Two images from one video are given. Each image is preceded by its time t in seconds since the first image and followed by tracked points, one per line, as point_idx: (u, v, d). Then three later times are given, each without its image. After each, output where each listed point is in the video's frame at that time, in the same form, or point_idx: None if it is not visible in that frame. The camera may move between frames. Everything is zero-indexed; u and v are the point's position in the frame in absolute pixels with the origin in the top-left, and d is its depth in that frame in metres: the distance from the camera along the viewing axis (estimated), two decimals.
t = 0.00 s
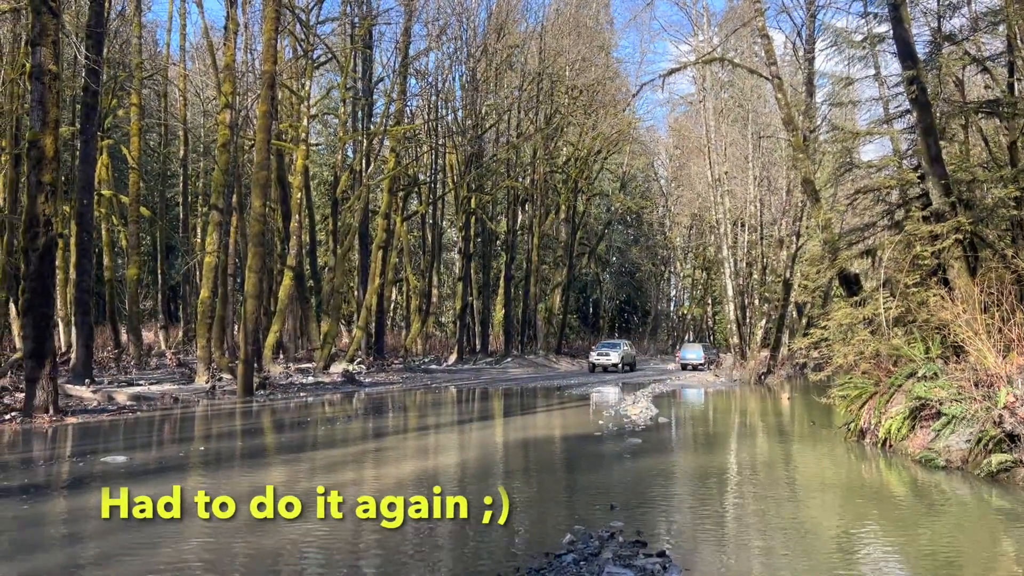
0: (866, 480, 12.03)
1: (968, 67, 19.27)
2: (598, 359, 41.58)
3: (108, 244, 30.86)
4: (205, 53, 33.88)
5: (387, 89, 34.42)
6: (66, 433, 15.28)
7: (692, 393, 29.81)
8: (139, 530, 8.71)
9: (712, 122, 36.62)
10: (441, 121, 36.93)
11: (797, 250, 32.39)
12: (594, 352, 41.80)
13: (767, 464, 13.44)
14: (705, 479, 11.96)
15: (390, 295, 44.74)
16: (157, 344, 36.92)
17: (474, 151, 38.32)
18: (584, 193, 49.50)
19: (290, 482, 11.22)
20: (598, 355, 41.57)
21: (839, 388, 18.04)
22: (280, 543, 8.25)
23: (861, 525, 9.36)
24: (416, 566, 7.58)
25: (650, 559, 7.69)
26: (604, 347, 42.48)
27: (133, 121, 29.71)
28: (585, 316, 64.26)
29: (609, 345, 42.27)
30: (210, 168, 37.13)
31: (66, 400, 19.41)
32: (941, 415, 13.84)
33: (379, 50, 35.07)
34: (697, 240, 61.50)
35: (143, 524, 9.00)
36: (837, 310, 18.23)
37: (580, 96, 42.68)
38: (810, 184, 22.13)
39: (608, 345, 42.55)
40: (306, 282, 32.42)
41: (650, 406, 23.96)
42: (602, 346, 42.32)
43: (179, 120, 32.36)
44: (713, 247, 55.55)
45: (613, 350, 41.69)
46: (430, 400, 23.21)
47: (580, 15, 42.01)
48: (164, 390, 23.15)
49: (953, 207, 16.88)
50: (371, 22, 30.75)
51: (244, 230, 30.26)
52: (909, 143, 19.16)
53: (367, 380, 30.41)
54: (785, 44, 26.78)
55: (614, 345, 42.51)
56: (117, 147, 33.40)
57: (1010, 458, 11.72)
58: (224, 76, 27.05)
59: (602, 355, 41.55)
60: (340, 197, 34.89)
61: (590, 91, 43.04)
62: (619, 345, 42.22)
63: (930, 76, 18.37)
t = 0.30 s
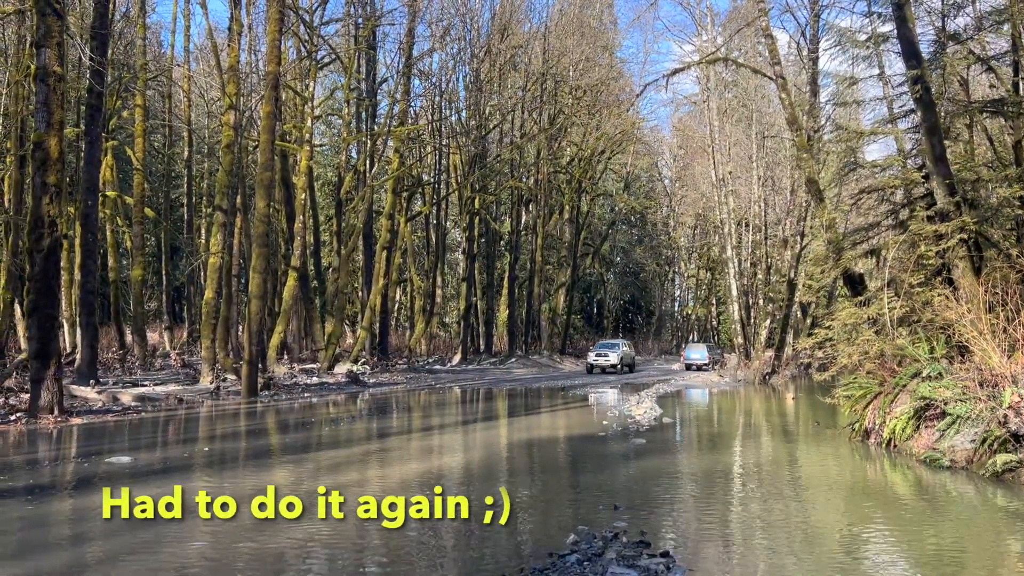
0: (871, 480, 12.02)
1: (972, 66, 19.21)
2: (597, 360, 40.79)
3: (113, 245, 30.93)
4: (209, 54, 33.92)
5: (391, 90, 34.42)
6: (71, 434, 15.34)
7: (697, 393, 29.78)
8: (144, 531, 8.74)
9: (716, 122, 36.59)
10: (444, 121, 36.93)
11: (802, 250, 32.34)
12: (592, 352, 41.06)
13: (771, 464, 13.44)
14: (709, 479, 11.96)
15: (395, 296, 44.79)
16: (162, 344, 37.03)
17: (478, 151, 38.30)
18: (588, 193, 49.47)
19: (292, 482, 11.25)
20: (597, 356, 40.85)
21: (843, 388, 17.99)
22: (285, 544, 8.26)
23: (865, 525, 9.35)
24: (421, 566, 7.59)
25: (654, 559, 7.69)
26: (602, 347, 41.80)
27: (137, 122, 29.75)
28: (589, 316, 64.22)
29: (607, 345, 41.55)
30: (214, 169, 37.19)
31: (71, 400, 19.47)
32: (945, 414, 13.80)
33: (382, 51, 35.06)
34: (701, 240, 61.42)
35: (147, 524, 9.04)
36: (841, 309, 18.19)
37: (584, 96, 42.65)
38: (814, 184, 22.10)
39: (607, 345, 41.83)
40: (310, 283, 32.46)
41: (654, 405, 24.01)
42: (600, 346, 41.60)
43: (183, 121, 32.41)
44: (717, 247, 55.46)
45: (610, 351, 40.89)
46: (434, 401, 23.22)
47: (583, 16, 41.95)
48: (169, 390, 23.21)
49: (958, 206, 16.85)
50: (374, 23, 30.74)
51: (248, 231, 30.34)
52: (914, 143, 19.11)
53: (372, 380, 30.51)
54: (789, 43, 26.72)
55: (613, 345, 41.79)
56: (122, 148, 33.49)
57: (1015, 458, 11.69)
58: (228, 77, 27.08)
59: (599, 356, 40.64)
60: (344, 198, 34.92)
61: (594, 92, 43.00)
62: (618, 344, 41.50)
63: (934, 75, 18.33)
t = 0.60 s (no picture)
0: (875, 480, 12.02)
1: (977, 66, 19.10)
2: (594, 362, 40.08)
3: (117, 246, 30.98)
4: (213, 55, 33.99)
5: (394, 91, 34.42)
6: (76, 434, 15.40)
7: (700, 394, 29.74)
8: (148, 531, 8.76)
9: (720, 122, 36.54)
10: (447, 122, 36.94)
11: (805, 250, 32.30)
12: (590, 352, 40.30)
13: (775, 464, 13.43)
14: (713, 480, 11.97)
15: (398, 296, 44.83)
16: (166, 345, 37.11)
17: (481, 151, 38.26)
18: (591, 193, 49.44)
19: (297, 482, 11.27)
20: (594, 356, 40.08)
21: (847, 388, 17.95)
22: (288, 544, 8.28)
23: (871, 525, 9.34)
24: (424, 566, 7.60)
25: (657, 559, 7.70)
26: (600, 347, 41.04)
27: (141, 123, 29.78)
28: (593, 317, 64.22)
29: (604, 345, 40.79)
30: (217, 170, 37.24)
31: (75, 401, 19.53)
32: (949, 415, 13.77)
33: (386, 51, 35.08)
34: (705, 240, 61.35)
35: (151, 524, 9.06)
36: (845, 310, 18.16)
37: (587, 96, 42.65)
38: (817, 184, 22.07)
39: (604, 345, 41.07)
40: (313, 283, 32.49)
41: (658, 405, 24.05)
42: (598, 346, 40.85)
43: (187, 122, 32.45)
44: (720, 247, 55.37)
45: (608, 351, 40.16)
46: (438, 401, 23.23)
47: (586, 16, 41.90)
48: (173, 391, 23.27)
49: (963, 206, 16.82)
50: (378, 23, 30.76)
51: (252, 231, 30.40)
52: (918, 142, 19.07)
53: (376, 380, 30.63)
54: (792, 43, 26.69)
55: (611, 346, 41.02)
56: (126, 149, 33.54)
57: (1020, 458, 11.66)
58: (231, 78, 27.09)
59: (596, 356, 39.99)
60: (348, 199, 34.97)
61: (597, 92, 42.98)
62: (616, 344, 40.75)
63: (938, 75, 18.32)
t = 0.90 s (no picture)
0: (879, 480, 12.00)
1: (980, 65, 19.08)
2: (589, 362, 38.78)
3: (122, 246, 31.04)
4: (216, 55, 34.04)
5: (398, 91, 34.46)
6: (80, 435, 15.43)
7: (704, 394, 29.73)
8: (151, 531, 8.77)
9: (723, 121, 36.51)
10: (451, 122, 36.97)
11: (809, 250, 32.27)
12: (587, 353, 38.92)
13: (779, 465, 13.41)
14: (717, 480, 11.96)
15: (401, 296, 44.89)
16: (170, 345, 37.19)
17: (484, 151, 38.23)
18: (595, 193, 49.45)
19: (299, 482, 11.30)
20: (590, 357, 38.71)
21: (850, 388, 17.92)
22: (292, 544, 8.29)
23: (875, 525, 9.34)
24: (428, 566, 7.60)
25: (659, 559, 7.70)
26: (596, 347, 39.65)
27: (145, 124, 29.82)
28: (596, 317, 64.24)
29: (602, 344, 39.38)
30: (221, 170, 37.32)
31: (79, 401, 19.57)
32: (953, 415, 13.74)
33: (389, 51, 35.10)
34: (708, 240, 61.31)
35: (154, 524, 9.07)
36: (849, 309, 18.15)
37: (590, 96, 42.66)
38: (821, 183, 22.06)
39: (602, 345, 39.67)
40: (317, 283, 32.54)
41: (661, 405, 24.06)
42: (595, 345, 39.46)
43: (190, 123, 32.50)
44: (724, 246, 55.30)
45: (605, 351, 38.84)
46: (441, 401, 23.25)
47: (589, 16, 41.90)
48: (178, 391, 23.32)
49: (966, 206, 16.80)
50: (381, 23, 30.78)
51: (255, 232, 30.45)
52: (921, 142, 19.05)
53: (380, 380, 30.67)
54: (796, 42, 26.67)
55: (609, 346, 39.64)
56: (130, 149, 33.61)
57: None
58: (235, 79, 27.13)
59: (593, 357, 38.63)
60: (351, 199, 35.00)
61: (600, 92, 42.96)
62: (614, 344, 39.38)
63: (942, 74, 18.32)
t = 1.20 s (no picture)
0: (884, 480, 11.97)
1: (985, 64, 19.04)
2: (586, 362, 37.37)
3: (127, 246, 31.09)
4: (221, 56, 34.12)
5: (401, 91, 34.48)
6: (85, 435, 15.45)
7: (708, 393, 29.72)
8: (154, 531, 8.78)
9: (727, 121, 36.51)
10: (454, 122, 37.01)
11: (814, 249, 32.22)
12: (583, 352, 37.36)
13: (783, 464, 13.39)
14: (721, 479, 11.95)
15: (405, 296, 44.94)
16: (175, 345, 37.30)
17: (487, 151, 38.22)
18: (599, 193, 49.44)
19: (301, 481, 11.32)
20: (587, 357, 37.14)
21: (855, 388, 17.89)
22: (297, 544, 8.30)
23: (879, 525, 9.32)
24: (432, 566, 7.60)
25: (663, 559, 7.69)
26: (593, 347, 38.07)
27: (150, 124, 29.86)
28: (600, 317, 64.23)
29: (599, 344, 37.84)
30: (225, 170, 37.40)
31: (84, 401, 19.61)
32: (958, 414, 13.72)
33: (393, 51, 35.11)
34: (712, 239, 61.26)
35: (157, 523, 9.08)
36: (853, 309, 18.14)
37: (594, 96, 42.63)
38: (826, 183, 22.05)
39: (599, 345, 38.10)
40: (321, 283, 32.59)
41: (665, 405, 24.00)
42: (592, 345, 37.90)
43: (195, 123, 32.57)
44: (728, 246, 55.22)
45: (602, 351, 37.43)
46: (445, 401, 23.29)
47: (593, 15, 41.87)
48: (183, 391, 23.36)
49: (972, 205, 16.78)
50: (384, 23, 30.83)
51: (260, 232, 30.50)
52: (926, 141, 19.02)
53: (383, 380, 30.61)
54: (800, 41, 26.64)
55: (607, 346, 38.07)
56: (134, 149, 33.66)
57: None
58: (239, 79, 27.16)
59: (590, 357, 37.06)
60: (355, 199, 35.02)
61: (603, 91, 42.94)
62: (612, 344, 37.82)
63: (946, 73, 18.27)
